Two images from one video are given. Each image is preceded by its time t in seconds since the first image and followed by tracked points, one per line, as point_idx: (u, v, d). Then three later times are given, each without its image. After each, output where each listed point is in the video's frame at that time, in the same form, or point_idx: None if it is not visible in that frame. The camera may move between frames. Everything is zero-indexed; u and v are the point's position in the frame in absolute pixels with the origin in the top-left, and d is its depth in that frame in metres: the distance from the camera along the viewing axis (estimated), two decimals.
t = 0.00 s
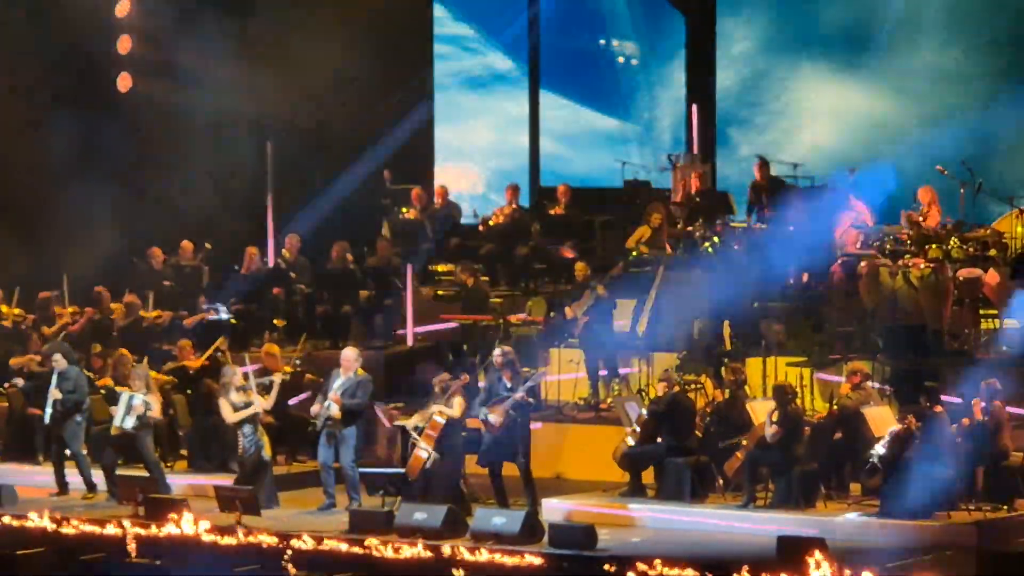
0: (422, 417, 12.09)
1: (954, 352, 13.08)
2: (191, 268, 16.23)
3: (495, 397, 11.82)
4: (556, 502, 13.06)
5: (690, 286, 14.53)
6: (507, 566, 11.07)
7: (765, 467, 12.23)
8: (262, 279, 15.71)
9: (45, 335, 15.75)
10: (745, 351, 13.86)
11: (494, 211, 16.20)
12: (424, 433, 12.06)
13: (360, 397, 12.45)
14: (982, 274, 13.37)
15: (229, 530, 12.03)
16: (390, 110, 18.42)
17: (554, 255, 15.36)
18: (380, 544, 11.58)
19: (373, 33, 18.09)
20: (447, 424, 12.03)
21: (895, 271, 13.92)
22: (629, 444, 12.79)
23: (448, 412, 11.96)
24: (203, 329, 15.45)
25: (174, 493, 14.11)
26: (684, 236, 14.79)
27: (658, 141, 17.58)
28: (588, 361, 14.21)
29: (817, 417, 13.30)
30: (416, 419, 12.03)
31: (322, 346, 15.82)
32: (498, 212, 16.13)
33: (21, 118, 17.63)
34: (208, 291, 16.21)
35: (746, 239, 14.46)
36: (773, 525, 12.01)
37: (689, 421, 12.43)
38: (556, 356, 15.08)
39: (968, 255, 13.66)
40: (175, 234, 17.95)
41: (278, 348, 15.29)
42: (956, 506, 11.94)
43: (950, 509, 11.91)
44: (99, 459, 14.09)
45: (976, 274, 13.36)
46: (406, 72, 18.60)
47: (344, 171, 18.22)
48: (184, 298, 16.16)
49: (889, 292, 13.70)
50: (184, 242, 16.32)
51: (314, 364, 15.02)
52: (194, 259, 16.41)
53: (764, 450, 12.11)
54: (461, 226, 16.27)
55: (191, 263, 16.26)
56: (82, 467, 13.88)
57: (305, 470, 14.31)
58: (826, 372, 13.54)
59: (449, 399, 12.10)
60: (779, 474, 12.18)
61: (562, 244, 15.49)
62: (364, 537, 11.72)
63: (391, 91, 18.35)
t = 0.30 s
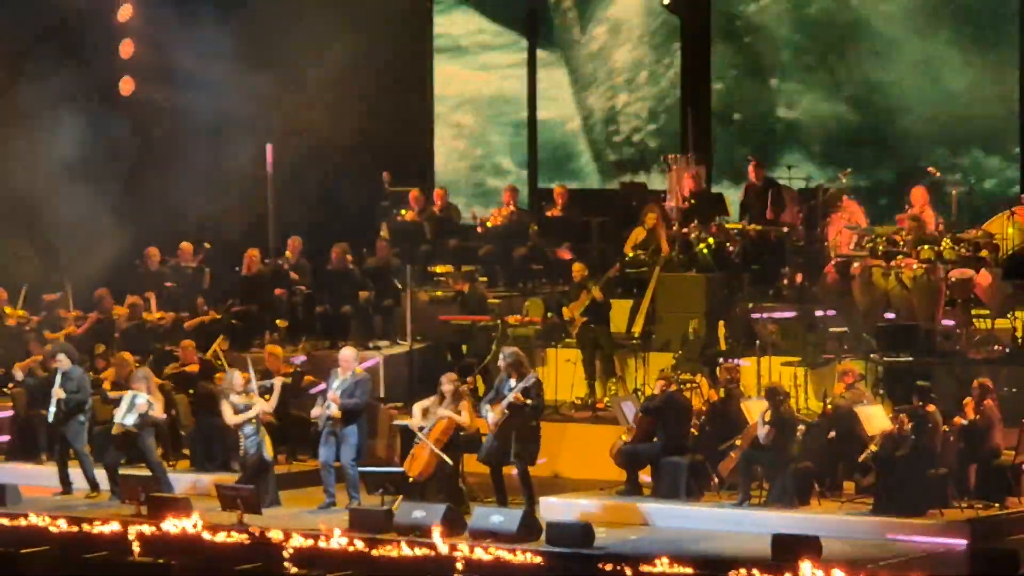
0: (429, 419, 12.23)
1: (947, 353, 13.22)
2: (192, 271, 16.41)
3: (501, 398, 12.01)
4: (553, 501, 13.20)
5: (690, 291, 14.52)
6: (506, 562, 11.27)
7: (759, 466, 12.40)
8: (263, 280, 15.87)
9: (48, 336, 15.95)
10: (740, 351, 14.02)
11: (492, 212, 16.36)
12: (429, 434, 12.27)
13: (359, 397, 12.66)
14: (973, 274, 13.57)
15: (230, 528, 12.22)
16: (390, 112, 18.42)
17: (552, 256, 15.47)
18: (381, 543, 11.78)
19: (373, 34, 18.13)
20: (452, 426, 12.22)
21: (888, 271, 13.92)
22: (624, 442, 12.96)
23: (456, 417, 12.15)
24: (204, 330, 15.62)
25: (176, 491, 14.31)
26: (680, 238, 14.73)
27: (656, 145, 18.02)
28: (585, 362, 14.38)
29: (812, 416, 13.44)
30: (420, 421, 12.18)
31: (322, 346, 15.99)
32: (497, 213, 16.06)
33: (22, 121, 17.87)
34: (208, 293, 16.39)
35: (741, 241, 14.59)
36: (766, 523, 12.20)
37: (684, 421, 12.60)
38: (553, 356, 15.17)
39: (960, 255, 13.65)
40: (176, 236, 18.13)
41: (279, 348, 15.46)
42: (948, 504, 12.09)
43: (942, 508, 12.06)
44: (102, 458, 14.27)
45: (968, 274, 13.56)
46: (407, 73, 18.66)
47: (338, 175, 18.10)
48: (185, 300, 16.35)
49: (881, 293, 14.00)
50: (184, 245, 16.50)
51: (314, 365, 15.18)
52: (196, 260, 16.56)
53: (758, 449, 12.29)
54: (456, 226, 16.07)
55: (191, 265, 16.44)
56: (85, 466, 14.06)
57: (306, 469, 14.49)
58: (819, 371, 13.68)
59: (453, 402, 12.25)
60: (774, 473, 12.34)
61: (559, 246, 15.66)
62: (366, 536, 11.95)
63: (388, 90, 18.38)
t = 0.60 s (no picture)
0: (424, 415, 12.32)
1: (942, 352, 13.45)
2: (195, 271, 16.56)
3: (498, 394, 12.13)
4: (551, 498, 13.33)
5: (683, 291, 14.57)
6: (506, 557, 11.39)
7: (757, 464, 12.52)
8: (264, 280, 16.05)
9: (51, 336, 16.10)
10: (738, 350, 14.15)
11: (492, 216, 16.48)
12: (424, 431, 12.34)
13: (357, 399, 12.77)
14: (970, 274, 13.54)
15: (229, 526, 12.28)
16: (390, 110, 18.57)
17: (552, 258, 15.78)
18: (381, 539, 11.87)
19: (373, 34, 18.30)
20: (448, 422, 12.32)
21: (885, 271, 13.95)
22: (623, 441, 13.19)
23: (449, 412, 12.26)
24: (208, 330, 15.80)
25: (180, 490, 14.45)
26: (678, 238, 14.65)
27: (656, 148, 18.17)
28: (584, 361, 14.55)
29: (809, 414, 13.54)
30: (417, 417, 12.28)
31: (323, 346, 16.15)
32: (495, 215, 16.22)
33: (25, 118, 17.98)
34: (211, 292, 16.54)
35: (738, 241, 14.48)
36: (764, 521, 12.31)
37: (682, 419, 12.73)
38: (552, 356, 15.50)
39: (956, 256, 13.64)
40: (179, 236, 18.30)
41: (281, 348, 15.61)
42: (944, 502, 12.19)
43: (939, 506, 12.16)
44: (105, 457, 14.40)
45: (965, 274, 13.54)
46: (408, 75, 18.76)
47: (336, 173, 18.27)
48: (187, 300, 16.50)
49: (877, 291, 14.04)
50: (184, 245, 16.63)
51: (315, 364, 15.33)
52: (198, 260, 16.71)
53: (755, 448, 12.44)
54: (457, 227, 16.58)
55: (193, 265, 16.58)
56: (88, 465, 14.19)
57: (307, 467, 14.64)
58: (815, 371, 14.05)
59: (445, 396, 12.35)
60: (771, 471, 12.46)
61: (558, 247, 15.81)
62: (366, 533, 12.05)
63: (385, 86, 18.51)
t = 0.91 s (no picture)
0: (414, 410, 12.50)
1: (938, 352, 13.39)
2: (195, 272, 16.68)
3: (493, 395, 12.22)
4: (549, 497, 13.44)
5: (683, 292, 14.62)
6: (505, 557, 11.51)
7: (754, 463, 12.61)
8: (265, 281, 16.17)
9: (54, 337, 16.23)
10: (734, 351, 14.25)
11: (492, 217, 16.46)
12: (414, 426, 12.50)
13: (354, 405, 12.92)
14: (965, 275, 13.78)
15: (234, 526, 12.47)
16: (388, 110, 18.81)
17: (549, 258, 15.57)
18: (381, 540, 11.99)
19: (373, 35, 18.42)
20: (438, 418, 12.48)
21: (880, 271, 14.20)
22: (622, 443, 13.22)
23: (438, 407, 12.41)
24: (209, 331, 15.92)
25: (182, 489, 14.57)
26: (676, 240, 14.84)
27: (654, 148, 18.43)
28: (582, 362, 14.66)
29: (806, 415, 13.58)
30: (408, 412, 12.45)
31: (324, 347, 16.26)
32: (494, 216, 16.32)
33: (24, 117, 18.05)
34: (211, 293, 16.66)
35: (736, 243, 14.87)
36: (761, 520, 12.43)
37: (680, 420, 12.81)
38: (551, 356, 15.43)
39: (949, 257, 14.11)
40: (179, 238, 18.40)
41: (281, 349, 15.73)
42: (938, 501, 12.30)
43: (933, 505, 12.26)
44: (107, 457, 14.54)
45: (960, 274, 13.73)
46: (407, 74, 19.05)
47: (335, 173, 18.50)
48: (188, 301, 16.63)
49: (873, 292, 14.12)
50: (183, 246, 16.75)
51: (315, 365, 15.45)
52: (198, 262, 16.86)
53: (752, 447, 12.47)
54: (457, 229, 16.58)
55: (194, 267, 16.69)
56: (91, 465, 14.32)
57: (307, 466, 14.76)
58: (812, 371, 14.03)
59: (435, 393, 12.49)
60: (767, 471, 12.52)
61: (557, 247, 15.92)
62: (366, 534, 12.16)
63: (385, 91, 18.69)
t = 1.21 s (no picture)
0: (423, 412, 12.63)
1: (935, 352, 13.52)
2: (197, 273, 16.80)
3: (496, 397, 12.38)
4: (549, 495, 13.56)
5: (682, 292, 14.82)
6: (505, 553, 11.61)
7: (752, 462, 12.71)
8: (267, 282, 16.30)
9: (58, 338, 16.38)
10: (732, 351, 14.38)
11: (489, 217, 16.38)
12: (426, 429, 12.64)
13: (354, 408, 13.07)
14: (961, 273, 13.88)
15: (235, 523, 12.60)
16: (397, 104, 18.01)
17: (547, 258, 15.66)
18: (381, 537, 12.11)
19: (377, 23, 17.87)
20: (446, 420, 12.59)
21: (878, 271, 14.17)
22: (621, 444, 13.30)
23: (446, 409, 12.52)
24: (212, 332, 16.08)
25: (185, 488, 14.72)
26: (675, 242, 14.97)
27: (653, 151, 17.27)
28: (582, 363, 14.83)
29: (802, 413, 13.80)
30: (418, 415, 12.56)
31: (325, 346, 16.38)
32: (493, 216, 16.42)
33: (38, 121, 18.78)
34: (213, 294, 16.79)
35: (733, 242, 14.89)
36: (759, 517, 12.54)
37: (679, 418, 12.89)
38: (549, 357, 15.45)
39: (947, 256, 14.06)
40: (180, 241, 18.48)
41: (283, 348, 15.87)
42: (935, 500, 12.39)
43: (930, 504, 12.35)
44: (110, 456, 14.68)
45: (955, 274, 13.87)
46: (408, 67, 18.04)
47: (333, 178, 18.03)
48: (191, 301, 16.76)
49: (871, 294, 14.21)
50: (184, 247, 16.87)
51: (317, 364, 15.60)
52: (201, 262, 17.01)
53: (751, 444, 12.56)
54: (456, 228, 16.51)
55: (196, 268, 16.81)
56: (94, 464, 14.46)
57: (309, 465, 14.90)
58: (811, 368, 14.42)
59: (446, 396, 12.61)
60: (765, 469, 12.64)
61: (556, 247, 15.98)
62: (366, 531, 12.28)
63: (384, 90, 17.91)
